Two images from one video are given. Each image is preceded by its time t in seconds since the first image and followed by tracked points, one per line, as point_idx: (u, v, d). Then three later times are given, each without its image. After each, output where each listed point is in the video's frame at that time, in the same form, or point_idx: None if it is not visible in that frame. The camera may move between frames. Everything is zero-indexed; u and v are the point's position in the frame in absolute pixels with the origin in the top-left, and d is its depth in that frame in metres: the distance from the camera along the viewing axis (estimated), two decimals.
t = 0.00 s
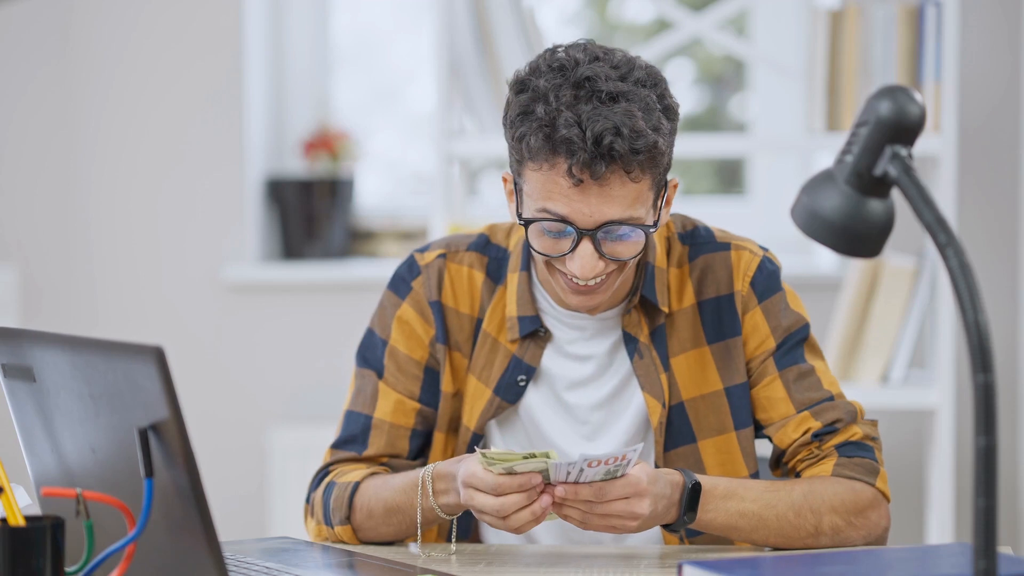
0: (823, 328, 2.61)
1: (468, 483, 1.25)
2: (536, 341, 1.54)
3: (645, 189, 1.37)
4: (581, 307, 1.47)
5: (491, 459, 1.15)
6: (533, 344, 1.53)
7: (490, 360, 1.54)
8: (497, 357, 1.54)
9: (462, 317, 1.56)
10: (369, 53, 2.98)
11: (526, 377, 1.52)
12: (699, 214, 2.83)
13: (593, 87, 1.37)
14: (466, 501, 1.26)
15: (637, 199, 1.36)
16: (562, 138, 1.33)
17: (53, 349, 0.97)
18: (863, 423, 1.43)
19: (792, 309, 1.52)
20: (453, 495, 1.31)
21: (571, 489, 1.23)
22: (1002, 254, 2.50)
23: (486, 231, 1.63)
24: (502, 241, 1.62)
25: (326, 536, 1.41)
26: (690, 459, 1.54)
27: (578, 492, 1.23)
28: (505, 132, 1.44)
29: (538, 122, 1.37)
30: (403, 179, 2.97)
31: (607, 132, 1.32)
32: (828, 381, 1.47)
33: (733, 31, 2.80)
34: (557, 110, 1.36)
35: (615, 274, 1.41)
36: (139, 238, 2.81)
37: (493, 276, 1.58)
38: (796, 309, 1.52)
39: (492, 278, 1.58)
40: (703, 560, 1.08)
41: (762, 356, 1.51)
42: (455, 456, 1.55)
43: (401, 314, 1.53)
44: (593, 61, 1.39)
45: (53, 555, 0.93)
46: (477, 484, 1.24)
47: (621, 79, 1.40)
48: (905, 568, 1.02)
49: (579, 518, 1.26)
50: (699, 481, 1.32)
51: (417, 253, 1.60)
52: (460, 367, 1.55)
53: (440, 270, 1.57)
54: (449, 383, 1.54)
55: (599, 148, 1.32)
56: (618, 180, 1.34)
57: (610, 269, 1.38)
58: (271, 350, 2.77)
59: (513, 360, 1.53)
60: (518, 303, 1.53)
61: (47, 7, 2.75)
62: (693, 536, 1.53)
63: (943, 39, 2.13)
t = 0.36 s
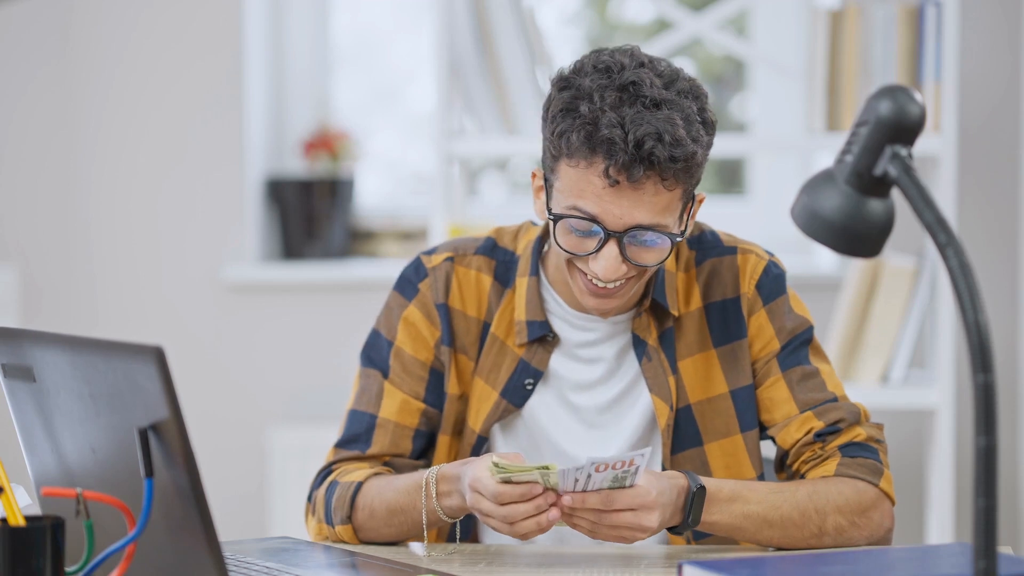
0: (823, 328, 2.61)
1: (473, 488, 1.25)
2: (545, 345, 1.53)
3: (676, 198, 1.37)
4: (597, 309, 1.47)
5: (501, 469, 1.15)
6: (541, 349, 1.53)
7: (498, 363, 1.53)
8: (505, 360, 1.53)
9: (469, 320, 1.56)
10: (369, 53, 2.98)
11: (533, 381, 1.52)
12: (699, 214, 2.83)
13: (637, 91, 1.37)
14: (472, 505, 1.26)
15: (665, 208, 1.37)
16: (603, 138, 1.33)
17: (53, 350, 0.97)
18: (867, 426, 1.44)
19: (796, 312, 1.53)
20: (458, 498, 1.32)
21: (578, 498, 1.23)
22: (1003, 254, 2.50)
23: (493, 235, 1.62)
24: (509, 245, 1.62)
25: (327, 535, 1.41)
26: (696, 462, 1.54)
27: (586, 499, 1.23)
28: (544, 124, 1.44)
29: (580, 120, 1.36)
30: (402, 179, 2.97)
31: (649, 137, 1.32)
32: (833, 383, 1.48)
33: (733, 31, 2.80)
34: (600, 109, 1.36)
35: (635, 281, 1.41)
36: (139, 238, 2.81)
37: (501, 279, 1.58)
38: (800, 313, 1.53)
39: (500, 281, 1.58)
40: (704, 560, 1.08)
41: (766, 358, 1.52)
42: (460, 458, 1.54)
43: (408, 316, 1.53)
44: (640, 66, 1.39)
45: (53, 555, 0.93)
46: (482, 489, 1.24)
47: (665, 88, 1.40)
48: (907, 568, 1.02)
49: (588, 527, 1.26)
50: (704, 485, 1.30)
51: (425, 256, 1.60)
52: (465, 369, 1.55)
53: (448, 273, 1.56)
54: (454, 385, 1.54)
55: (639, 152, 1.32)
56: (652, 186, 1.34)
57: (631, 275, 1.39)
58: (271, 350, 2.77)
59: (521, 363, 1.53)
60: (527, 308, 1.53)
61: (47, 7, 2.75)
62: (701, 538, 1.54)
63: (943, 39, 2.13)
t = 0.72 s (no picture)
0: (823, 328, 2.61)
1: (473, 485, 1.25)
2: (554, 340, 1.54)
3: (680, 180, 1.38)
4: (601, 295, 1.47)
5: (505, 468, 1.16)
6: (550, 344, 1.54)
7: (509, 358, 1.54)
8: (515, 356, 1.54)
9: (479, 317, 1.56)
10: (370, 53, 2.98)
11: (544, 376, 1.53)
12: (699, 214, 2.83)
13: (642, 74, 1.39)
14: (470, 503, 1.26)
15: (669, 190, 1.37)
16: (607, 117, 1.34)
17: (53, 349, 0.97)
18: (870, 426, 1.44)
19: (799, 315, 1.53)
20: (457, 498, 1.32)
21: (572, 497, 1.23)
22: (1003, 255, 2.50)
23: (502, 232, 1.62)
24: (518, 242, 1.62)
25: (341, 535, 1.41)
26: (698, 462, 1.54)
27: (580, 498, 1.23)
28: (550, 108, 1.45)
29: (585, 101, 1.37)
30: (403, 179, 2.97)
31: (653, 116, 1.33)
32: (835, 384, 1.48)
33: (733, 31, 2.80)
34: (605, 90, 1.37)
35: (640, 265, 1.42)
36: (139, 238, 2.81)
37: (511, 275, 1.58)
38: (803, 317, 1.53)
39: (509, 278, 1.58)
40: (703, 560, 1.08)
41: (768, 360, 1.52)
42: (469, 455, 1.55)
43: (419, 314, 1.53)
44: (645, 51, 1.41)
45: (53, 555, 0.93)
46: (481, 486, 1.24)
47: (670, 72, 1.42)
48: (908, 568, 1.02)
49: (583, 527, 1.26)
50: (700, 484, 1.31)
51: (434, 256, 1.59)
52: (476, 365, 1.55)
53: (457, 272, 1.56)
54: (465, 381, 1.54)
55: (643, 130, 1.33)
56: (656, 166, 1.35)
57: (634, 257, 1.39)
58: (272, 349, 2.77)
59: (532, 358, 1.53)
60: (537, 303, 1.53)
61: (47, 7, 2.75)
62: (702, 537, 1.54)
63: (943, 38, 2.13)
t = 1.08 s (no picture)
0: (823, 327, 2.61)
1: (475, 458, 1.24)
2: (550, 324, 1.54)
3: (628, 153, 1.41)
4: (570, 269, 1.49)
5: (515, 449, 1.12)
6: (547, 328, 1.54)
7: (506, 343, 1.54)
8: (513, 340, 1.54)
9: (478, 303, 1.56)
10: (369, 52, 2.98)
11: (540, 360, 1.53)
12: (699, 214, 2.83)
13: (599, 46, 1.42)
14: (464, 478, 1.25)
15: (614, 161, 1.40)
16: (549, 80, 1.38)
17: (52, 349, 0.97)
18: (858, 440, 1.47)
19: (805, 318, 1.53)
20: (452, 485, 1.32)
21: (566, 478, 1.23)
22: (1004, 255, 2.50)
23: (506, 221, 1.62)
24: (521, 231, 1.61)
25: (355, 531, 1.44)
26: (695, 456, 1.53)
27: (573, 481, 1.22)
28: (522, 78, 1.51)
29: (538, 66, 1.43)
30: (402, 178, 2.97)
31: (589, 82, 1.37)
32: (829, 395, 1.50)
33: (733, 31, 2.80)
34: (556, 57, 1.42)
35: (600, 239, 1.43)
36: (139, 238, 2.81)
37: (512, 262, 1.58)
38: (807, 319, 1.53)
39: (510, 263, 1.58)
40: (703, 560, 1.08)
41: (771, 359, 1.51)
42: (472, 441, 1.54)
43: (422, 302, 1.54)
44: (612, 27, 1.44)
45: (53, 555, 0.93)
46: (485, 460, 1.23)
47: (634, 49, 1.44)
48: (908, 567, 1.02)
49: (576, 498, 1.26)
50: (709, 471, 1.31)
51: (437, 245, 1.60)
52: (477, 351, 1.56)
53: (457, 257, 1.56)
54: (467, 365, 1.54)
55: (578, 94, 1.37)
56: (597, 133, 1.39)
57: (587, 229, 1.42)
58: (271, 349, 2.77)
59: (528, 342, 1.54)
60: (533, 288, 1.54)
61: (47, 7, 2.75)
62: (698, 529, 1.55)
63: (944, 38, 2.13)
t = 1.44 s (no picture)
0: (823, 327, 2.61)
1: (530, 464, 1.27)
2: (533, 333, 1.53)
3: (626, 160, 1.38)
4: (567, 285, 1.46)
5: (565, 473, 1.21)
6: (529, 337, 1.53)
7: (489, 352, 1.54)
8: (496, 348, 1.54)
9: (462, 311, 1.55)
10: (368, 53, 2.98)
11: (523, 369, 1.52)
12: (700, 214, 2.83)
13: (583, 57, 1.38)
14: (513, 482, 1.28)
15: (616, 169, 1.37)
16: (545, 98, 1.34)
17: (53, 349, 0.97)
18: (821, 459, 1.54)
19: (792, 339, 1.55)
20: (476, 483, 1.35)
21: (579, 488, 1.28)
22: (1003, 255, 2.50)
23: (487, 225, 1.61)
24: (504, 235, 1.60)
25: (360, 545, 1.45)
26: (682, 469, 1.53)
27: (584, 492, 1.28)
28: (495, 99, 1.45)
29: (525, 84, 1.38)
30: (402, 179, 2.97)
31: (589, 95, 1.33)
32: (803, 412, 1.54)
33: (733, 31, 2.80)
34: (544, 72, 1.37)
35: (599, 251, 1.42)
36: (140, 237, 2.81)
37: (494, 269, 1.57)
38: (794, 340, 1.55)
39: (492, 271, 1.57)
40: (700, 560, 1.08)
41: (757, 381, 1.54)
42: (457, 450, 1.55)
43: (405, 310, 1.53)
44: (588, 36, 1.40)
45: (53, 555, 0.93)
46: (538, 469, 1.26)
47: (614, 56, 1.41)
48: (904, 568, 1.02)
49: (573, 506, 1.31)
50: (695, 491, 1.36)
51: (419, 249, 1.59)
52: (461, 359, 1.55)
53: (440, 264, 1.56)
54: (450, 374, 1.54)
55: (580, 109, 1.33)
56: (599, 147, 1.35)
57: (591, 242, 1.39)
58: (271, 349, 2.77)
59: (511, 352, 1.53)
60: (516, 296, 1.53)
61: (47, 8, 2.75)
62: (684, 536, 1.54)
63: (944, 38, 2.13)
